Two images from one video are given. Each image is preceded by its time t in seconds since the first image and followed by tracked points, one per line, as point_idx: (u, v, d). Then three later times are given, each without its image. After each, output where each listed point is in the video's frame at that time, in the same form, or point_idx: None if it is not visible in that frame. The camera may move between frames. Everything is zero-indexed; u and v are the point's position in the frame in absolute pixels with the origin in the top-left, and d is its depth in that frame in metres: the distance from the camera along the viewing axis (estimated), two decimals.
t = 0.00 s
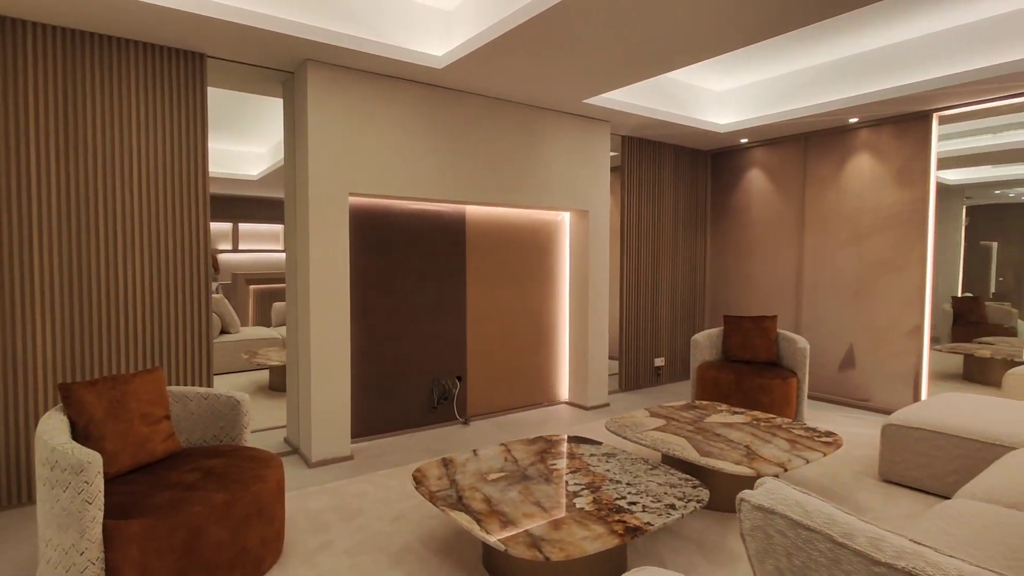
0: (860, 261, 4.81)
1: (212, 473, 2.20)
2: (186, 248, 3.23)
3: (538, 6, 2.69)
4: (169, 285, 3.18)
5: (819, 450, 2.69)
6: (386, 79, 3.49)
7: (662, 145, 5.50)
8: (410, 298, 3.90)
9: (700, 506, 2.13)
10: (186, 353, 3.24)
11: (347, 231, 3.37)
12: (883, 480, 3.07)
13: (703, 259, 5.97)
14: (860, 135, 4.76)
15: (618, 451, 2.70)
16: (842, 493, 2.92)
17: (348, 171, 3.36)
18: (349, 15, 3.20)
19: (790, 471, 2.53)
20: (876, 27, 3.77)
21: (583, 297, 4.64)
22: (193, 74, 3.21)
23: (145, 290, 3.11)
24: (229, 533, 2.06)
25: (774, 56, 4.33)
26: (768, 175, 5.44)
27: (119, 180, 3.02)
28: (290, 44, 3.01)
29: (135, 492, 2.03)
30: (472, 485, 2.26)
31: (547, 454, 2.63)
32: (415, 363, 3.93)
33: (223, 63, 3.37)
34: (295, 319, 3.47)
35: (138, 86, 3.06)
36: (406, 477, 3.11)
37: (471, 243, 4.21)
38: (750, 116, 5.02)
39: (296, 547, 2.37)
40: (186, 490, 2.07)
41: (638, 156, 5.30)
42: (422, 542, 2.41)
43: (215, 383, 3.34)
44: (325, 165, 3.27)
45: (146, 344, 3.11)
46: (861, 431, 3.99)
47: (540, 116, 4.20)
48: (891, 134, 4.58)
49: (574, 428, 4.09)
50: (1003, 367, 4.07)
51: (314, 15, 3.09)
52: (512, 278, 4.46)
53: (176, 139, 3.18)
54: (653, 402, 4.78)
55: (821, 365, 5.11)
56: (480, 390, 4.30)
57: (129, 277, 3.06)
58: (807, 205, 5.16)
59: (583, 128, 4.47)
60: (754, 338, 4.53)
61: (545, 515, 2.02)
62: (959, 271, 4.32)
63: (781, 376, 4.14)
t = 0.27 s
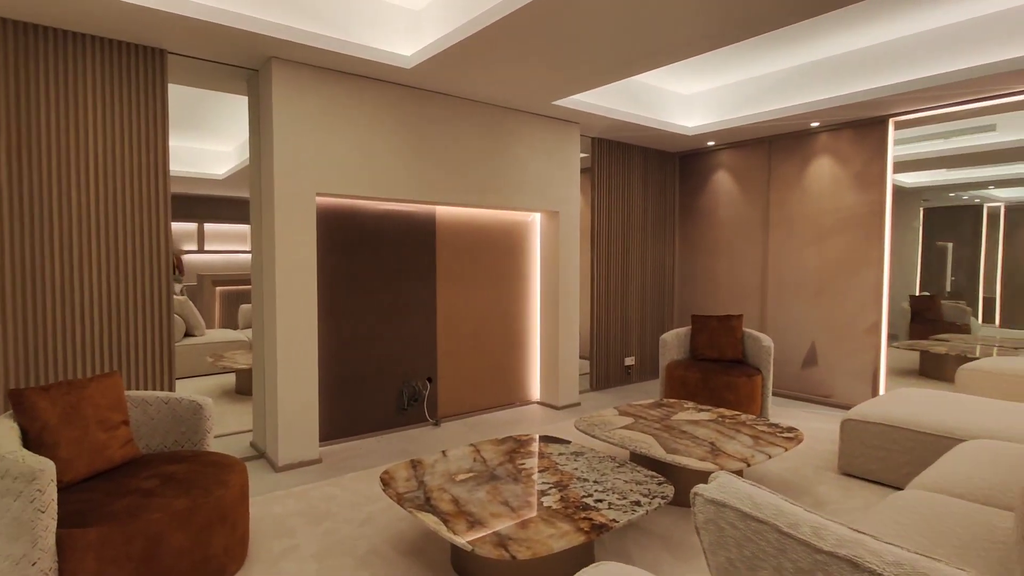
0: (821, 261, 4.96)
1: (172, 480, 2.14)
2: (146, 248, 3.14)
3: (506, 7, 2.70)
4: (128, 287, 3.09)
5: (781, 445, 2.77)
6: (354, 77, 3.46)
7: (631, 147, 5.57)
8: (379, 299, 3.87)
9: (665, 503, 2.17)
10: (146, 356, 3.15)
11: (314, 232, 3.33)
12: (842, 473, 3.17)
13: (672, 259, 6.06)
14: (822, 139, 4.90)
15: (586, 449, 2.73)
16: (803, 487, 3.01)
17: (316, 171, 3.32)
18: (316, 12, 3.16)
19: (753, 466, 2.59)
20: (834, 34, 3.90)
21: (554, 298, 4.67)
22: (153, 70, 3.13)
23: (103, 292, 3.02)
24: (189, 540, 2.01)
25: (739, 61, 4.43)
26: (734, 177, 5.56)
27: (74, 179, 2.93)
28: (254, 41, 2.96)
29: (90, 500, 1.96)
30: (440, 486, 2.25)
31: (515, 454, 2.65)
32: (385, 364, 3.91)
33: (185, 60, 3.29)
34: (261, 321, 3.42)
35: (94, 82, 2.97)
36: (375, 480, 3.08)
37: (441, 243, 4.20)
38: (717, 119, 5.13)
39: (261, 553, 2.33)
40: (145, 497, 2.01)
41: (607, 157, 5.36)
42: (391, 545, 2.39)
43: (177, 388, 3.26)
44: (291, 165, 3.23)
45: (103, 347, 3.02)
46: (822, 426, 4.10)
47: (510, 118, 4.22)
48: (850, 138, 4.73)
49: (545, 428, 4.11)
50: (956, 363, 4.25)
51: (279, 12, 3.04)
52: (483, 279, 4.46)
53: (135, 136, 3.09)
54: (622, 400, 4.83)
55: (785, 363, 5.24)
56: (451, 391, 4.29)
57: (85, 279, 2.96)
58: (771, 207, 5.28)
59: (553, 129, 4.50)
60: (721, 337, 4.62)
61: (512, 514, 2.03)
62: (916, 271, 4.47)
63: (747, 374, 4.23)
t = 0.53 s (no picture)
0: (783, 262, 5.09)
1: (126, 488, 2.08)
2: (100, 251, 3.04)
3: (471, 9, 2.71)
4: (81, 290, 2.99)
5: (742, 441, 2.84)
6: (318, 77, 3.41)
7: (599, 150, 5.63)
8: (345, 300, 3.83)
9: (628, 500, 2.20)
10: (100, 361, 3.05)
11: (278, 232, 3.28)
12: (801, 468, 3.26)
13: (640, 260, 6.15)
14: (783, 143, 5.04)
15: (552, 449, 2.75)
16: (764, 482, 3.09)
17: (279, 171, 3.27)
18: (279, 10, 3.11)
19: (714, 463, 2.65)
20: (792, 41, 4.03)
21: (523, 299, 4.69)
22: (107, 67, 3.03)
23: (53, 295, 2.90)
24: (144, 550, 1.96)
25: (703, 66, 4.54)
26: (699, 180, 5.67)
27: (22, 178, 2.81)
28: (215, 39, 2.90)
29: (37, 511, 1.89)
30: (405, 488, 2.24)
31: (482, 455, 2.65)
32: (352, 367, 3.87)
33: (142, 56, 3.19)
34: (223, 324, 3.34)
35: (44, 78, 2.86)
36: (341, 484, 3.05)
37: (408, 245, 4.17)
38: (682, 122, 5.23)
39: (221, 561, 2.28)
40: (96, 507, 1.95)
41: (576, 159, 5.41)
42: (355, 549, 2.37)
43: (133, 394, 3.16)
44: (254, 164, 3.17)
45: (54, 353, 2.91)
46: (783, 422, 4.22)
47: (477, 119, 4.22)
48: (810, 142, 4.88)
49: (514, 428, 4.12)
50: (909, 360, 4.42)
51: (241, 9, 2.98)
52: (451, 280, 4.45)
53: (88, 134, 2.99)
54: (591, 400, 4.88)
55: (748, 361, 5.36)
56: (420, 393, 4.27)
57: (34, 282, 2.85)
58: (735, 209, 5.41)
59: (521, 131, 4.52)
60: (687, 336, 4.71)
61: (476, 515, 2.03)
62: (873, 271, 4.62)
63: (711, 373, 4.32)
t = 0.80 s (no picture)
0: (745, 263, 5.22)
1: (75, 497, 2.01)
2: (48, 252, 2.92)
3: (435, 9, 2.71)
4: (28, 292, 2.87)
5: (703, 438, 2.90)
6: (280, 74, 3.36)
7: (567, 152, 5.68)
8: (309, 302, 3.77)
9: (591, 498, 2.22)
10: (49, 367, 2.93)
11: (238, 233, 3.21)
12: (761, 463, 3.34)
13: (607, 261, 6.21)
14: (745, 147, 5.17)
15: (517, 449, 2.76)
16: (725, 478, 3.16)
17: (240, 170, 3.20)
18: (239, 5, 3.04)
19: (676, 460, 2.70)
20: (751, 47, 4.14)
21: (491, 300, 4.69)
22: (56, 61, 2.91)
23: None
24: (94, 561, 1.89)
25: (667, 70, 4.63)
26: (665, 182, 5.76)
27: None
28: (172, 34, 2.83)
29: None
30: (368, 491, 2.22)
31: (447, 457, 2.64)
32: (316, 369, 3.81)
33: (94, 51, 3.08)
34: (181, 327, 3.25)
35: None
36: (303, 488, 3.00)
37: (374, 246, 4.14)
38: (648, 125, 5.31)
39: (176, 570, 2.22)
40: (43, 517, 1.87)
41: (543, 161, 5.44)
42: (317, 554, 2.34)
43: (85, 400, 3.05)
44: (213, 163, 3.10)
45: None
46: (745, 420, 4.32)
47: (443, 120, 4.21)
48: (770, 146, 5.01)
49: (482, 429, 4.12)
50: (865, 357, 4.59)
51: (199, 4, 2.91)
52: (418, 281, 4.43)
53: (35, 131, 2.87)
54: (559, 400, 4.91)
55: (712, 360, 5.48)
56: (386, 395, 4.23)
57: None
58: (700, 211, 5.51)
59: (488, 133, 4.53)
60: (653, 336, 4.78)
61: (439, 516, 2.02)
62: (832, 272, 4.77)
63: (676, 372, 4.40)
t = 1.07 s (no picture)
0: (708, 263, 5.32)
1: (18, 508, 1.92)
2: None
3: (397, 8, 2.69)
4: None
5: (665, 435, 2.95)
6: (239, 71, 3.28)
7: (534, 153, 5.70)
8: (270, 303, 3.70)
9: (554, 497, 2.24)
10: None
11: (195, 233, 3.13)
12: (722, 459, 3.42)
13: (575, 262, 6.26)
14: (707, 149, 5.27)
15: (481, 450, 2.76)
16: (687, 474, 3.21)
17: (197, 169, 3.12)
18: None
19: (639, 457, 2.74)
20: (711, 52, 4.24)
21: (458, 300, 4.67)
22: None
23: None
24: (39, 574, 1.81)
25: (631, 73, 4.69)
26: (630, 184, 5.84)
27: None
28: (124, 28, 2.73)
29: None
30: (329, 495, 2.18)
31: (411, 459, 2.62)
32: (277, 372, 3.74)
33: (41, 43, 2.96)
34: (135, 330, 3.15)
35: None
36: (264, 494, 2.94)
37: (338, 246, 4.08)
38: (613, 127, 5.38)
39: None
40: None
41: (510, 162, 5.45)
42: (277, 560, 2.29)
43: (30, 406, 2.92)
44: (168, 161, 3.01)
45: None
46: (707, 417, 4.41)
47: (408, 120, 4.18)
48: (731, 149, 5.13)
49: (448, 431, 4.10)
50: (824, 354, 4.75)
51: None
52: (384, 282, 4.38)
53: None
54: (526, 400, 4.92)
55: (676, 358, 5.57)
56: (351, 398, 4.17)
57: None
58: (664, 212, 5.60)
59: (454, 133, 4.52)
60: (619, 336, 4.83)
61: (401, 519, 2.01)
62: (793, 271, 4.92)
63: (641, 371, 4.46)
